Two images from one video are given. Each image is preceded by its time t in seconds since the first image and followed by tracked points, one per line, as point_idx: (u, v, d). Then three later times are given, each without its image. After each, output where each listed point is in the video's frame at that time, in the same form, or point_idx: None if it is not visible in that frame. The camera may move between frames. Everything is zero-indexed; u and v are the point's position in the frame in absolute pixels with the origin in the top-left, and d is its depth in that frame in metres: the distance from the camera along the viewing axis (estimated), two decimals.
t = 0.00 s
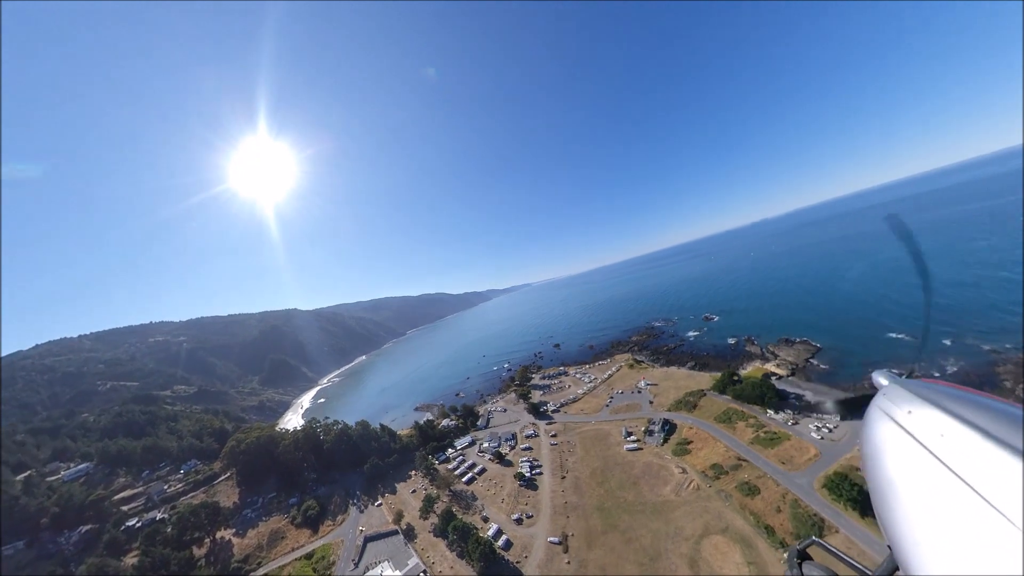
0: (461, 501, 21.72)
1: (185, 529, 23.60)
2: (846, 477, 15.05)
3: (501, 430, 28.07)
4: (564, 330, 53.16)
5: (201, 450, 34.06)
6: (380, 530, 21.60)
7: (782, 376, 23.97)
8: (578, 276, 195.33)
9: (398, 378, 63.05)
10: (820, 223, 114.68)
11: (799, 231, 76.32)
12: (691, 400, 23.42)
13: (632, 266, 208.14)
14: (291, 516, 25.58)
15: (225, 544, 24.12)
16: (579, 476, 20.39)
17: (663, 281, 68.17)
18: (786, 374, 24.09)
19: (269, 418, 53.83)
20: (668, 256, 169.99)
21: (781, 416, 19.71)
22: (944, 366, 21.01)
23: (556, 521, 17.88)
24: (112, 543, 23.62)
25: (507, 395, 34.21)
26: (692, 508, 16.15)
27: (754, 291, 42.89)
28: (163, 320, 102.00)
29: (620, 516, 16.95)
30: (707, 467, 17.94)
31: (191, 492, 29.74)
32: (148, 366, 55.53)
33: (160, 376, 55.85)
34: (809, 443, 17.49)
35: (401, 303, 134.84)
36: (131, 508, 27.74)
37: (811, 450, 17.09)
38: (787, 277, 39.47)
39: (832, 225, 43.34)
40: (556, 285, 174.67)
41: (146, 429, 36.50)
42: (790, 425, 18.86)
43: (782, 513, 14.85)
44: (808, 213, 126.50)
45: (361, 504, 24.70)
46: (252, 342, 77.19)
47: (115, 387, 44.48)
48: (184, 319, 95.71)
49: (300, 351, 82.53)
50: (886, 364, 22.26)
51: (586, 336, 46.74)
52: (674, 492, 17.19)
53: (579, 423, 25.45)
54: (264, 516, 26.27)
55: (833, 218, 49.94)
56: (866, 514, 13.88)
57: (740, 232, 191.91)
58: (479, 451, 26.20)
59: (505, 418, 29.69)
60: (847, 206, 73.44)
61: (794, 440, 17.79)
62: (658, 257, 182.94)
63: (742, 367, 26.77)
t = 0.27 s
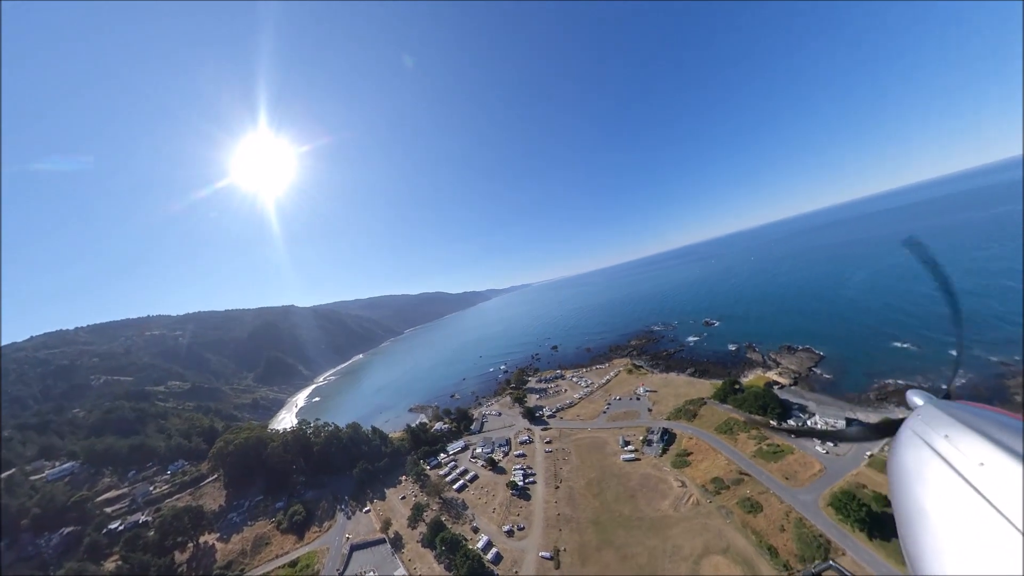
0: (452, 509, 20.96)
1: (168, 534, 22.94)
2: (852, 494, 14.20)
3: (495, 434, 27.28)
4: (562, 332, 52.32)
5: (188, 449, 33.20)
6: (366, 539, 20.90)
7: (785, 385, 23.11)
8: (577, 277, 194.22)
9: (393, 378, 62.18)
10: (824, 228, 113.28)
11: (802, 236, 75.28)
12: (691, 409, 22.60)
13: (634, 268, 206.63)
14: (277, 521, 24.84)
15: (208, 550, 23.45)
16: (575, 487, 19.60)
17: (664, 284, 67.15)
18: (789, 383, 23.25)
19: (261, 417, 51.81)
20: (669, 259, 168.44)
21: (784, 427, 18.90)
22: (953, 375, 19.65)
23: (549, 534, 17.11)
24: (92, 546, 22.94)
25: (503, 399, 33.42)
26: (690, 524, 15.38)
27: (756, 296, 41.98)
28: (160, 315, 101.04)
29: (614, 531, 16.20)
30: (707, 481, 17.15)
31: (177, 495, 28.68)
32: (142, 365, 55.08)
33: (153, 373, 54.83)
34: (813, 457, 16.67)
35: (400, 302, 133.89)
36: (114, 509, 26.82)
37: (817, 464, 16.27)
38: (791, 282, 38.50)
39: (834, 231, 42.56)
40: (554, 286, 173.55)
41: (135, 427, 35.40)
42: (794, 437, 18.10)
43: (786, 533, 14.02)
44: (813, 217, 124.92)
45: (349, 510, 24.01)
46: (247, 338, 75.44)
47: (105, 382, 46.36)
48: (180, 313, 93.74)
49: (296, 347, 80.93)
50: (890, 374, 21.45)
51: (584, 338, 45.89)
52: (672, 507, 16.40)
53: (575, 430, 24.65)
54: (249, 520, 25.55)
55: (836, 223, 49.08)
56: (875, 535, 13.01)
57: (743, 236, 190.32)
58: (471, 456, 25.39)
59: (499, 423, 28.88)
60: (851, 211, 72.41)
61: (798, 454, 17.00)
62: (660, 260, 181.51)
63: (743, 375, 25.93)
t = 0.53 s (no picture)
0: (441, 518, 20.27)
1: (150, 537, 22.20)
2: (859, 513, 13.34)
3: (488, 439, 26.57)
4: (560, 333, 51.61)
5: (174, 448, 32.19)
6: (352, 547, 20.19)
7: (787, 395, 22.31)
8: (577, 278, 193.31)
9: (388, 376, 61.46)
10: (824, 234, 112.98)
11: (802, 242, 74.82)
12: (691, 418, 21.83)
13: (633, 270, 206.18)
14: (262, 525, 24.15)
15: (191, 554, 22.78)
16: (568, 498, 18.87)
17: (663, 286, 66.45)
18: (792, 392, 22.46)
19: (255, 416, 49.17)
20: (669, 261, 167.98)
21: (787, 439, 18.12)
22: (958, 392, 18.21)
23: (540, 547, 16.39)
24: (72, 549, 21.55)
25: (497, 401, 32.74)
26: (688, 541, 14.59)
27: (757, 300, 41.22)
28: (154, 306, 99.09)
29: (608, 546, 15.45)
30: (707, 495, 16.37)
31: (161, 496, 27.79)
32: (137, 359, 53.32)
33: (149, 366, 53.22)
34: (818, 472, 15.86)
35: (398, 298, 133.07)
36: (97, 511, 25.84)
37: (822, 479, 15.47)
38: (793, 287, 37.82)
39: (836, 237, 42.01)
40: (553, 287, 172.76)
41: (124, 424, 34.55)
42: (798, 449, 17.33)
43: (789, 553, 13.15)
44: (814, 223, 124.35)
45: (336, 516, 23.31)
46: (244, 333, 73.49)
47: (99, 376, 44.26)
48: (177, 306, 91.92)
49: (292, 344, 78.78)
50: (894, 385, 20.74)
51: (582, 340, 45.20)
52: (670, 522, 15.63)
53: (571, 437, 23.90)
54: (234, 524, 24.87)
55: (838, 228, 48.57)
56: (883, 559, 12.07)
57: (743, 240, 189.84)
58: (463, 461, 24.67)
59: (493, 427, 28.12)
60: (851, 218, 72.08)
61: (802, 468, 16.21)
62: (660, 262, 180.93)
63: (744, 382, 25.14)
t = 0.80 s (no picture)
0: (430, 527, 19.65)
1: (132, 543, 21.55)
2: (865, 533, 12.54)
3: (482, 444, 25.90)
4: (558, 334, 50.90)
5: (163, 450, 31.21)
6: (338, 556, 19.55)
7: (789, 403, 21.55)
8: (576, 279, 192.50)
9: (384, 375, 60.75)
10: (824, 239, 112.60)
11: (802, 246, 74.10)
12: (690, 426, 21.11)
13: (633, 272, 205.75)
14: (248, 530, 23.52)
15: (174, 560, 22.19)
16: (562, 509, 18.20)
17: (663, 289, 65.69)
18: (794, 400, 21.78)
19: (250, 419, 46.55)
20: (669, 263, 167.28)
21: (789, 451, 17.38)
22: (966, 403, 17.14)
23: (531, 561, 15.74)
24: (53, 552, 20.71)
25: (492, 404, 32.07)
26: (685, 558, 13.85)
27: (758, 304, 40.43)
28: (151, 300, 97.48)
29: (601, 561, 14.79)
30: (706, 509, 15.67)
31: (147, 499, 27.27)
32: (132, 356, 51.82)
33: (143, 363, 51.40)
34: (822, 486, 15.13)
35: (397, 297, 132.16)
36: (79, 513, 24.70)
37: (827, 494, 14.75)
38: (793, 291, 37.18)
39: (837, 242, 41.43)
40: (553, 287, 172.01)
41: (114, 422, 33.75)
42: (800, 461, 16.64)
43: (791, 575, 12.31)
44: (813, 229, 124.04)
45: (323, 523, 22.65)
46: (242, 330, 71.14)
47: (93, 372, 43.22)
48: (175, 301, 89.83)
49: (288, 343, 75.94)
50: (898, 394, 20.05)
51: (580, 342, 44.52)
52: (668, 537, 14.92)
53: (566, 443, 23.20)
54: (220, 528, 24.26)
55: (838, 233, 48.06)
56: None
57: (743, 243, 189.32)
58: (456, 467, 24.01)
59: (486, 432, 27.41)
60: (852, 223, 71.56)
61: (805, 482, 15.51)
62: (659, 264, 180.18)
63: (744, 390, 24.37)
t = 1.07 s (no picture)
0: (420, 536, 19.07)
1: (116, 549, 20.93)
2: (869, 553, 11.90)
3: (475, 449, 25.24)
4: (557, 335, 50.20)
5: (153, 452, 30.28)
6: (324, 565, 19.10)
7: (791, 411, 20.89)
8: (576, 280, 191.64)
9: (381, 375, 60.09)
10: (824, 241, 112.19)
11: (801, 249, 73.67)
12: (689, 434, 20.44)
13: (632, 273, 205.17)
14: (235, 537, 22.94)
15: (158, 566, 21.57)
16: (556, 520, 17.55)
17: (662, 290, 65.02)
18: (796, 407, 21.08)
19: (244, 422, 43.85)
20: (669, 264, 166.72)
21: (793, 462, 16.73)
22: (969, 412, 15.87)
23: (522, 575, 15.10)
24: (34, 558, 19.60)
25: (487, 407, 31.41)
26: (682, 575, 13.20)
27: (758, 307, 39.84)
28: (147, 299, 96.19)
29: None
30: (705, 523, 15.01)
31: (134, 503, 26.30)
32: (126, 355, 50.46)
33: (138, 362, 50.35)
34: (827, 500, 14.46)
35: (396, 296, 131.39)
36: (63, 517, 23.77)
37: (832, 509, 14.06)
38: (795, 293, 36.46)
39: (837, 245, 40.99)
40: (553, 288, 171.23)
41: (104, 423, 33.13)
42: (804, 474, 15.98)
43: None
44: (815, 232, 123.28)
45: (312, 529, 22.10)
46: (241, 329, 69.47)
47: (87, 371, 42.66)
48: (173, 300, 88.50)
49: (285, 343, 72.70)
50: (903, 401, 19.46)
51: (578, 343, 43.82)
52: (665, 553, 14.27)
53: (561, 450, 22.55)
54: (207, 534, 23.66)
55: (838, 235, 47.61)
56: None
57: (743, 245, 188.95)
58: (448, 473, 23.37)
59: (481, 436, 26.74)
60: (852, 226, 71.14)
61: (809, 495, 14.84)
62: (660, 265, 179.23)
63: (745, 396, 23.67)
